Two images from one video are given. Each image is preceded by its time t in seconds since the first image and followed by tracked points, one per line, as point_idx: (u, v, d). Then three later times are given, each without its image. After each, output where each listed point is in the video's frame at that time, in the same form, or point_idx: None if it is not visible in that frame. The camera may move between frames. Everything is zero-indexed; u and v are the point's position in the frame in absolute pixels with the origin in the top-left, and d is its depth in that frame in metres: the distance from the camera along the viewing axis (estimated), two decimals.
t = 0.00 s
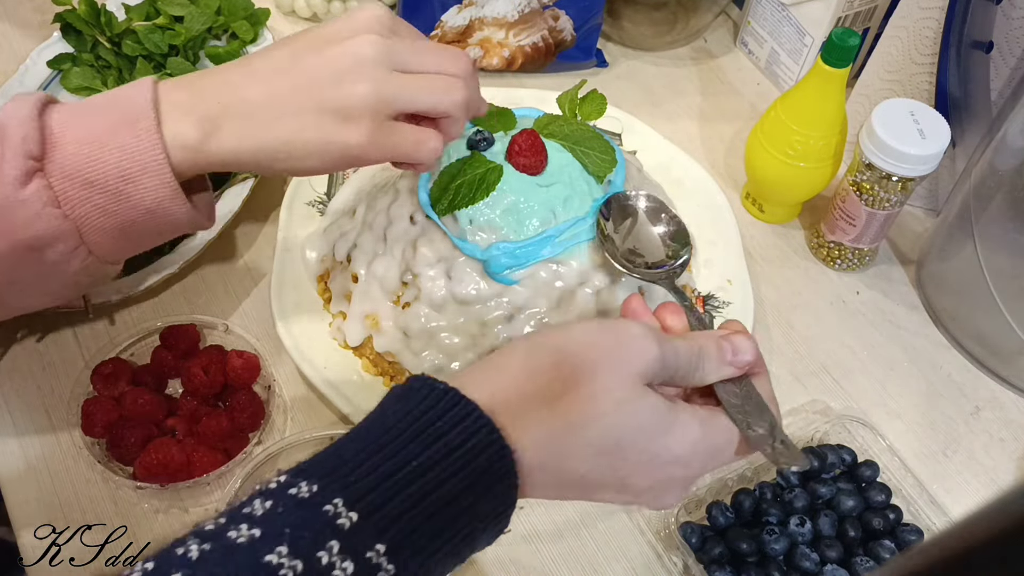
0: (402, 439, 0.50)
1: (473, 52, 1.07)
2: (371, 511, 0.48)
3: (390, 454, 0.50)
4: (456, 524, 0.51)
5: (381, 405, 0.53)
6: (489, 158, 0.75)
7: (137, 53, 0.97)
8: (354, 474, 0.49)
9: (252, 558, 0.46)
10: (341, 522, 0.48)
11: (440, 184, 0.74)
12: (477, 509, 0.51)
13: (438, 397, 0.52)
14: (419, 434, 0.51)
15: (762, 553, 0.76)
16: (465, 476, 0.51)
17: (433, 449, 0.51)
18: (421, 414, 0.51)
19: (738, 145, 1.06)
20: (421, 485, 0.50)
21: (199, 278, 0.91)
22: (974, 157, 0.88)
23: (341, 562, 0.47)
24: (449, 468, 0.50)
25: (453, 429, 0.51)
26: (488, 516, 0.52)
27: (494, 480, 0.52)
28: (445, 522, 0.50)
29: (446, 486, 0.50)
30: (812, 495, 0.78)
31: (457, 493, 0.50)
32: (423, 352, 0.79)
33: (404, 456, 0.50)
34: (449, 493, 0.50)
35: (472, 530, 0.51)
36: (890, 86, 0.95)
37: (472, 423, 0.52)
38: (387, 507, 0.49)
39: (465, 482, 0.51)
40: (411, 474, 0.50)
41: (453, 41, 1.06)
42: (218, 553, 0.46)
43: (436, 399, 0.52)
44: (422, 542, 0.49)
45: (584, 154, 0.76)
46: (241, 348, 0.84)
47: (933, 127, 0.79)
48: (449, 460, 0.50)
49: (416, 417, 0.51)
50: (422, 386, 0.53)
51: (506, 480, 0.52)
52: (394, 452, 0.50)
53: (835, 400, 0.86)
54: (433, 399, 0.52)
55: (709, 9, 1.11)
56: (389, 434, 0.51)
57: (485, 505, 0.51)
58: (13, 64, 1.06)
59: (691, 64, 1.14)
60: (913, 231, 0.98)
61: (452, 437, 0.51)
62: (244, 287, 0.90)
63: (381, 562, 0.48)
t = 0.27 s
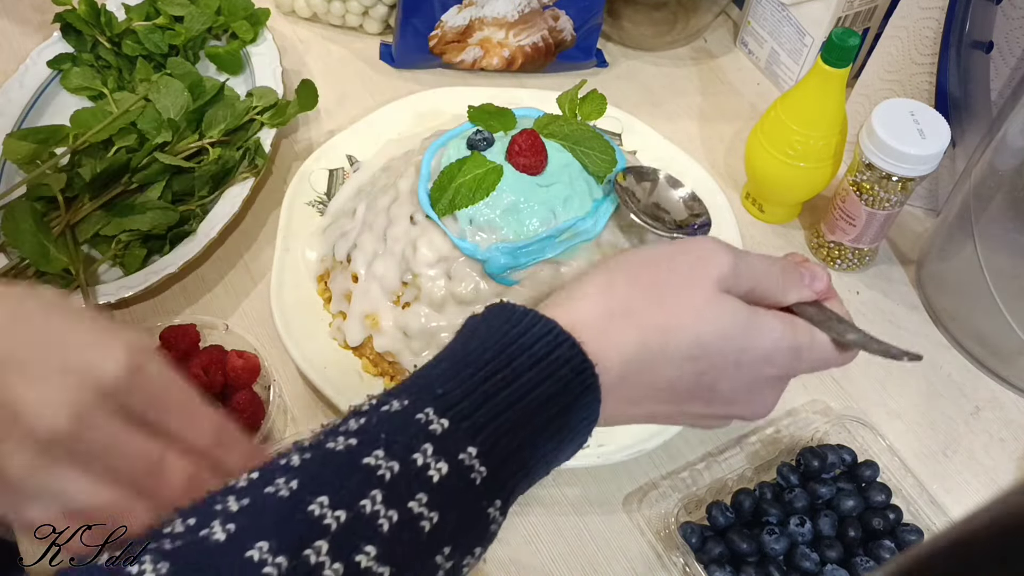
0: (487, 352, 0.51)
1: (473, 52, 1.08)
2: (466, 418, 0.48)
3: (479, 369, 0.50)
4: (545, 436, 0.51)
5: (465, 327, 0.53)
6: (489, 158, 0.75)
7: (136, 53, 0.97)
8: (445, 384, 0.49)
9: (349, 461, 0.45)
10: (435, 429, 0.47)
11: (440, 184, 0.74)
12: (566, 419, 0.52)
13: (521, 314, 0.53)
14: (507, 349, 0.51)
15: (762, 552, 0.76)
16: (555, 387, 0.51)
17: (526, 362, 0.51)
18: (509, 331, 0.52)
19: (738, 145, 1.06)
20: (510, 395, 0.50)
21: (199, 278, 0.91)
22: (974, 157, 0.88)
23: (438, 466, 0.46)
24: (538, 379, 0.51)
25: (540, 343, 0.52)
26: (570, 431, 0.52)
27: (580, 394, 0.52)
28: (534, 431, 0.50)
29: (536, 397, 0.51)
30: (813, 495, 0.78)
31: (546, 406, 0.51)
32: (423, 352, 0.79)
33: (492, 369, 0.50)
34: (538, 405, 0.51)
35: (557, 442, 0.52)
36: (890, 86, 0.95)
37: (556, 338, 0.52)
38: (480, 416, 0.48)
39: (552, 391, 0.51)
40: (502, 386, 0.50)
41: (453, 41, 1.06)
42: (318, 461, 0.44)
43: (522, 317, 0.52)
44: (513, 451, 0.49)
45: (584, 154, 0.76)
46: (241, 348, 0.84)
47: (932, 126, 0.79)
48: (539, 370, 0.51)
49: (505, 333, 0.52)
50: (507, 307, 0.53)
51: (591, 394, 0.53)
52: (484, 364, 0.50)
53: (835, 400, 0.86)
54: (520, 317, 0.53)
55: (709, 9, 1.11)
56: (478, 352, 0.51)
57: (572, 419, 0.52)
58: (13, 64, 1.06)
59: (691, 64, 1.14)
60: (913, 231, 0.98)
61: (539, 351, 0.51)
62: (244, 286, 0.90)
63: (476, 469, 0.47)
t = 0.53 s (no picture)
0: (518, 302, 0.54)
1: (473, 52, 1.08)
2: (501, 362, 0.51)
3: (512, 316, 0.53)
4: (578, 377, 0.53)
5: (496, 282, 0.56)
6: (489, 158, 0.75)
7: (137, 53, 0.97)
8: (478, 330, 0.52)
9: (391, 401, 0.47)
10: (472, 371, 0.50)
11: (440, 184, 0.74)
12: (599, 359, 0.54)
13: (549, 266, 0.56)
14: (536, 298, 0.54)
15: (762, 552, 0.76)
16: (586, 330, 0.54)
17: (554, 309, 0.54)
18: (537, 282, 0.55)
19: (738, 145, 1.06)
20: (542, 339, 0.53)
21: (199, 278, 0.91)
22: (974, 157, 0.88)
23: (478, 405, 0.49)
24: (569, 323, 0.54)
25: (569, 290, 0.55)
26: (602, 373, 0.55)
27: (610, 337, 0.55)
28: (566, 374, 0.53)
29: (568, 339, 0.53)
30: (813, 495, 0.78)
31: (576, 348, 0.54)
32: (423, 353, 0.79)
33: (523, 314, 0.53)
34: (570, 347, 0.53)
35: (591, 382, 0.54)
36: (890, 86, 0.95)
37: (583, 283, 0.55)
38: (514, 360, 0.51)
39: (581, 335, 0.54)
40: (535, 331, 0.53)
41: (453, 41, 1.06)
42: (358, 404, 0.47)
43: (550, 268, 0.56)
44: (549, 390, 0.52)
45: (584, 154, 0.76)
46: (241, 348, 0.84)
47: (932, 126, 0.79)
48: (569, 314, 0.54)
49: (534, 283, 0.55)
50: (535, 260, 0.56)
51: (621, 334, 0.55)
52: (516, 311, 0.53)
53: (835, 400, 0.86)
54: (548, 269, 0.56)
55: (709, 9, 1.11)
56: (512, 302, 0.54)
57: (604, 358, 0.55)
58: (14, 65, 1.06)
59: (691, 64, 1.14)
60: (913, 231, 0.98)
61: (568, 296, 0.54)
62: (244, 287, 0.90)
63: (515, 408, 0.50)
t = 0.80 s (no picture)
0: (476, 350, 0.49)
1: (473, 52, 1.08)
2: (454, 419, 0.47)
3: (469, 367, 0.49)
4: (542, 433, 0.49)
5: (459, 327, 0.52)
6: (489, 158, 0.75)
7: (137, 53, 0.97)
8: (432, 383, 0.48)
9: (333, 465, 0.44)
10: (420, 431, 0.46)
11: (440, 185, 0.74)
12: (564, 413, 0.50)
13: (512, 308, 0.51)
14: (499, 343, 0.50)
15: (762, 553, 0.76)
16: (550, 381, 0.50)
17: (515, 359, 0.49)
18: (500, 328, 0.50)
19: (738, 145, 1.06)
20: (499, 393, 0.48)
21: (199, 278, 0.91)
22: (974, 157, 0.88)
23: (427, 467, 0.45)
24: (529, 374, 0.49)
25: (533, 336, 0.50)
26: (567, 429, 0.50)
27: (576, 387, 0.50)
28: (529, 428, 0.49)
29: (530, 392, 0.49)
30: (813, 495, 0.78)
31: (541, 400, 0.49)
32: (423, 352, 0.79)
33: (482, 365, 0.49)
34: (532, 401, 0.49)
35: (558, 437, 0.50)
36: (890, 86, 0.95)
37: (547, 330, 0.51)
38: (470, 416, 0.47)
39: (545, 386, 0.49)
40: (492, 384, 0.48)
41: (453, 41, 1.06)
42: (301, 468, 0.44)
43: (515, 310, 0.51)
44: (509, 448, 0.48)
45: (584, 154, 0.76)
46: (241, 348, 0.84)
47: (933, 126, 0.79)
48: (529, 364, 0.49)
49: (497, 327, 0.50)
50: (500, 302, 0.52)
51: (586, 386, 0.51)
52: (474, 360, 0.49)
53: (835, 400, 0.86)
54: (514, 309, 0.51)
55: (709, 9, 1.11)
56: (471, 351, 0.50)
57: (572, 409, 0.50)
58: (14, 64, 1.06)
59: (691, 64, 1.14)
60: (913, 231, 0.98)
61: (528, 344, 0.50)
62: (244, 286, 0.91)
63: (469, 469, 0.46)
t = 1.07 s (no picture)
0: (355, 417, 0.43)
1: (473, 52, 1.08)
2: (321, 501, 0.40)
3: (342, 440, 0.42)
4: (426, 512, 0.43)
5: (335, 391, 0.45)
6: (489, 158, 0.75)
7: (136, 53, 0.97)
8: (295, 458, 0.41)
9: (166, 565, 0.36)
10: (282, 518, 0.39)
11: (439, 185, 0.74)
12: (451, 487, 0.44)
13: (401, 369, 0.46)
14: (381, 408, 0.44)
15: (762, 553, 0.76)
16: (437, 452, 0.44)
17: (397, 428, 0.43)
18: (382, 393, 0.44)
19: (738, 145, 1.06)
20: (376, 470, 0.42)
21: (199, 278, 0.91)
22: (974, 157, 0.88)
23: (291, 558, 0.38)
24: (412, 445, 0.43)
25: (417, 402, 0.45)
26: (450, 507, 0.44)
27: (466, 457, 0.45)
28: (407, 508, 0.42)
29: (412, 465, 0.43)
30: (813, 495, 0.78)
31: (428, 474, 0.43)
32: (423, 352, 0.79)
33: (354, 434, 0.43)
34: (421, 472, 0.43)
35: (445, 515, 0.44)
36: (890, 86, 0.95)
37: (427, 391, 0.45)
38: (341, 496, 0.41)
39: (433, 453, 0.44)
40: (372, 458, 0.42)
41: (453, 41, 1.06)
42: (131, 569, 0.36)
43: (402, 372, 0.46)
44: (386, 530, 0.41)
45: (584, 153, 0.76)
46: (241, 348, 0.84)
47: (932, 126, 0.79)
48: (414, 432, 0.44)
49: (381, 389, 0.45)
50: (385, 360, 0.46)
51: (475, 454, 0.45)
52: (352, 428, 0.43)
53: (835, 400, 0.86)
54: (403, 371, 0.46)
55: (709, 9, 1.11)
56: (351, 419, 0.43)
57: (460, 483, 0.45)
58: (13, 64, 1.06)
59: (691, 64, 1.14)
60: (913, 231, 0.98)
61: (409, 410, 0.44)
62: (244, 286, 0.91)
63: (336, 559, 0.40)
